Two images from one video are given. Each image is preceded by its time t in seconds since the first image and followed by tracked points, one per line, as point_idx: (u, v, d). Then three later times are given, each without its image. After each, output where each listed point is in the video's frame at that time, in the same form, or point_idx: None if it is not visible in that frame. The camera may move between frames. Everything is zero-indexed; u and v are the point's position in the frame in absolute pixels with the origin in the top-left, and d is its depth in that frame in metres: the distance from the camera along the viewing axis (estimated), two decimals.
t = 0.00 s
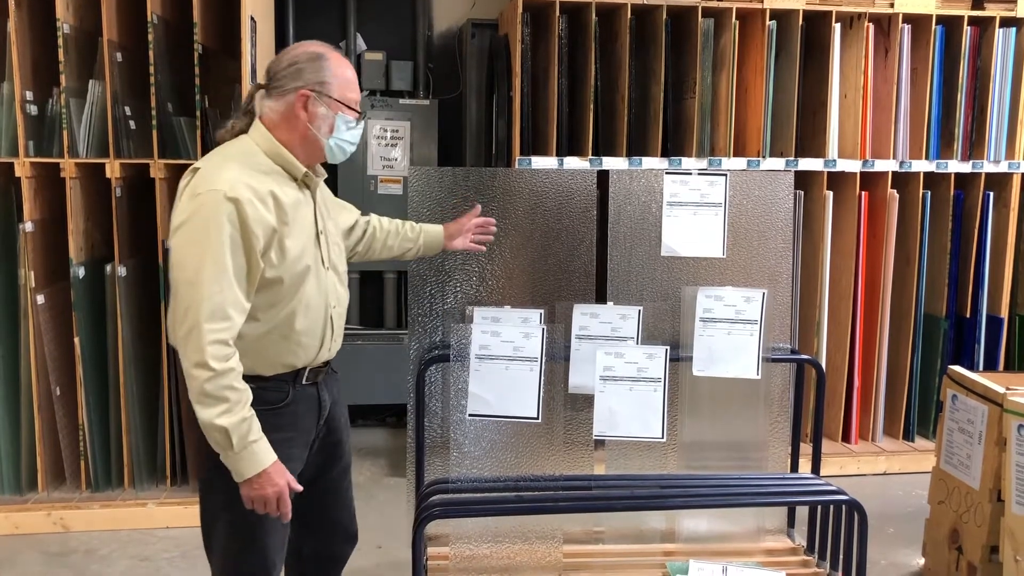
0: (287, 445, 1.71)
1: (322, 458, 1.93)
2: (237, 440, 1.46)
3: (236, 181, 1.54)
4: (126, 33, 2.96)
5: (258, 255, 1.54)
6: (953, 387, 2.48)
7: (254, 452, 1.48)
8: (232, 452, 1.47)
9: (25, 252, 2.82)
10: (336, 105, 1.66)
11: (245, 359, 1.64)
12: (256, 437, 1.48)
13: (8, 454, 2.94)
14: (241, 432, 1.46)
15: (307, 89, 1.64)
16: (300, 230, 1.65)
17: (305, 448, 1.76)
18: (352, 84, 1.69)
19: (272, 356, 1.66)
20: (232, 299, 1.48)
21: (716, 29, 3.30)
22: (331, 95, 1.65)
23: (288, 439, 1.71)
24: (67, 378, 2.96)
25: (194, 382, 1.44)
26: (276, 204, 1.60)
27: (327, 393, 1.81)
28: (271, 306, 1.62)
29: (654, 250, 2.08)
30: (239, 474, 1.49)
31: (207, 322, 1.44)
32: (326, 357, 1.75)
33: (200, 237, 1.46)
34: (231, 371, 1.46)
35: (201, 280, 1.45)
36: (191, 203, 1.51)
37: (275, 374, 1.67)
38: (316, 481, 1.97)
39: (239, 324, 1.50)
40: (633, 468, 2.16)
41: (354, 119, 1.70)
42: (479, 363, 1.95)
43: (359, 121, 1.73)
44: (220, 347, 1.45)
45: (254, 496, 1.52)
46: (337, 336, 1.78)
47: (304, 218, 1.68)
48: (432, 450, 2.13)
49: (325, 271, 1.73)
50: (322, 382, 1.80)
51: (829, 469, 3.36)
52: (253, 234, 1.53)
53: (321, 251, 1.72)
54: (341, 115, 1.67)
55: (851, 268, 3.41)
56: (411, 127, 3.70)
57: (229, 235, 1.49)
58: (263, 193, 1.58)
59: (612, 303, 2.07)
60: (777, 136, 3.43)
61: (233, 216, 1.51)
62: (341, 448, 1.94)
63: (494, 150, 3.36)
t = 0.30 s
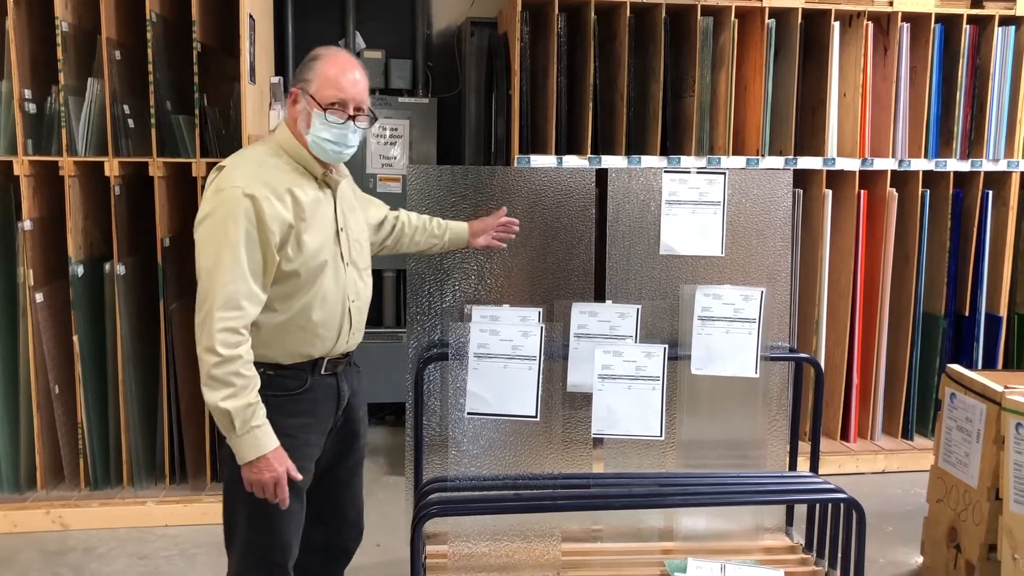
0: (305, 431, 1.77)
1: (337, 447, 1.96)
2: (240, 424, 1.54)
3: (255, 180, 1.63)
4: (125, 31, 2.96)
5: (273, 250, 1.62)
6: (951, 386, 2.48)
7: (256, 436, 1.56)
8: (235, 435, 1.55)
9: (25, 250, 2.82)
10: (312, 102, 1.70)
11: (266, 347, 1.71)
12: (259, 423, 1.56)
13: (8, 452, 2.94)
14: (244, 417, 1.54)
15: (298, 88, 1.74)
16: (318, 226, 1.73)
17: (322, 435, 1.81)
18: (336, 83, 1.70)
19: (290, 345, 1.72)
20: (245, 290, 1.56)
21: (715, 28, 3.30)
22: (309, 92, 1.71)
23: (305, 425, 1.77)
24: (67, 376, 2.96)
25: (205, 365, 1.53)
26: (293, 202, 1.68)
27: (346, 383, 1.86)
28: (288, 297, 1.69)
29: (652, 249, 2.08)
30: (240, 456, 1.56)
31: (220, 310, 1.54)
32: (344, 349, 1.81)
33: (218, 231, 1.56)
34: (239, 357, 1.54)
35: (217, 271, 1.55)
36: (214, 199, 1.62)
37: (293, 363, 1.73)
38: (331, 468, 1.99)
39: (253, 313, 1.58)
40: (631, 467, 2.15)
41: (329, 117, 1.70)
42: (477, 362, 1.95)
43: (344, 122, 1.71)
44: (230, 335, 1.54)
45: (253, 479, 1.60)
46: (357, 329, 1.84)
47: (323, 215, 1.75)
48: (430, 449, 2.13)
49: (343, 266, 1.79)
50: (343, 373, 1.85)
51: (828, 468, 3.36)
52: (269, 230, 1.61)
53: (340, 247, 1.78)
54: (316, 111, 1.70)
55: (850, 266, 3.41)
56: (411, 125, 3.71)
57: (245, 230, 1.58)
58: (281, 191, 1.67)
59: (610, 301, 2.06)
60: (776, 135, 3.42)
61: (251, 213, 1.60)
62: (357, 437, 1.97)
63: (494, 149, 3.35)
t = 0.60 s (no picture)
0: (303, 419, 1.77)
1: (337, 435, 1.97)
2: (248, 407, 1.56)
3: (261, 176, 1.64)
4: (124, 30, 2.97)
5: (277, 245, 1.63)
6: (950, 384, 2.49)
7: (265, 419, 1.58)
8: (245, 418, 1.57)
9: (24, 250, 2.83)
10: (320, 105, 1.71)
11: (268, 336, 1.71)
12: (266, 406, 1.58)
13: (7, 451, 2.95)
14: (252, 401, 1.56)
15: (308, 90, 1.74)
16: (322, 221, 1.73)
17: (322, 425, 1.81)
18: (345, 86, 1.70)
19: (292, 336, 1.73)
20: (249, 283, 1.58)
21: (714, 27, 3.30)
22: (319, 95, 1.71)
23: (305, 413, 1.77)
24: (66, 375, 2.97)
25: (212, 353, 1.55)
26: (298, 198, 1.69)
27: (348, 374, 1.86)
28: (291, 290, 1.70)
29: (651, 248, 2.09)
30: (251, 438, 1.58)
31: (225, 302, 1.55)
32: (346, 341, 1.81)
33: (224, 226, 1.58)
34: (244, 346, 1.55)
35: (223, 264, 1.57)
36: (222, 194, 1.63)
37: (294, 353, 1.74)
38: (330, 453, 1.99)
39: (257, 305, 1.60)
40: (630, 465, 2.14)
41: (336, 119, 1.70)
42: (476, 361, 1.95)
43: (349, 125, 1.71)
44: (235, 325, 1.55)
45: (264, 459, 1.62)
46: (360, 323, 1.84)
47: (327, 212, 1.75)
48: (429, 448, 2.13)
49: (347, 262, 1.79)
50: (345, 364, 1.85)
51: (827, 467, 3.36)
52: (273, 226, 1.62)
53: (344, 243, 1.78)
54: (324, 114, 1.71)
55: (849, 265, 3.41)
56: (410, 125, 3.71)
57: (249, 225, 1.59)
58: (286, 187, 1.67)
59: (609, 300, 2.06)
60: (775, 134, 3.43)
61: (255, 209, 1.61)
62: (359, 427, 1.98)
63: (493, 148, 3.35)
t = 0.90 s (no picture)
0: (306, 417, 1.77)
1: (339, 432, 1.98)
2: (238, 407, 1.56)
3: (262, 176, 1.64)
4: (124, 31, 2.97)
5: (278, 244, 1.63)
6: (950, 384, 2.48)
7: (252, 420, 1.57)
8: (233, 417, 1.57)
9: (24, 251, 2.83)
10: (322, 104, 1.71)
11: (268, 333, 1.71)
12: (255, 407, 1.58)
13: (7, 451, 2.94)
14: (242, 401, 1.56)
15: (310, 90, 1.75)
16: (323, 221, 1.73)
17: (324, 422, 1.81)
18: (346, 86, 1.70)
19: (292, 334, 1.72)
20: (248, 280, 1.58)
21: (714, 27, 3.30)
22: (320, 95, 1.71)
23: (306, 411, 1.77)
24: (66, 375, 2.97)
25: (208, 349, 1.55)
26: (299, 198, 1.69)
27: (350, 372, 1.86)
28: (291, 289, 1.70)
29: (650, 248, 2.09)
30: (236, 437, 1.58)
31: (225, 299, 1.55)
32: (346, 340, 1.81)
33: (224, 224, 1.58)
34: (241, 344, 1.55)
35: (222, 261, 1.57)
36: (224, 193, 1.64)
37: (295, 351, 1.73)
38: (330, 453, 2.00)
39: (256, 303, 1.60)
40: (631, 465, 2.15)
41: (337, 119, 1.70)
42: (475, 361, 1.95)
43: (350, 125, 1.71)
44: (234, 323, 1.55)
45: (247, 459, 1.61)
46: (360, 322, 1.84)
47: (328, 211, 1.75)
48: (429, 448, 2.13)
49: (347, 262, 1.79)
50: (346, 362, 1.85)
51: (827, 466, 3.36)
52: (273, 225, 1.62)
53: (344, 243, 1.78)
54: (325, 113, 1.71)
55: (849, 265, 3.41)
56: (410, 125, 3.71)
57: (250, 224, 1.60)
58: (288, 187, 1.67)
59: (609, 300, 2.06)
60: (775, 134, 3.42)
61: (256, 207, 1.61)
62: (360, 424, 1.98)
63: (493, 148, 3.35)
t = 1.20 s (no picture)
0: (311, 417, 1.77)
1: (343, 431, 1.98)
2: (251, 405, 1.56)
3: (268, 176, 1.65)
4: (126, 32, 2.97)
5: (284, 243, 1.63)
6: (952, 384, 2.48)
7: (266, 417, 1.57)
8: (247, 416, 1.57)
9: (25, 252, 2.83)
10: (328, 106, 1.71)
11: (273, 332, 1.71)
12: (269, 404, 1.58)
13: (9, 452, 2.94)
14: (255, 399, 1.56)
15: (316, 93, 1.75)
16: (328, 220, 1.73)
17: (329, 422, 1.82)
18: (351, 88, 1.70)
19: (297, 334, 1.72)
20: (257, 279, 1.58)
21: (714, 28, 3.30)
22: (326, 96, 1.72)
23: (311, 410, 1.77)
24: (68, 376, 2.97)
25: (218, 349, 1.55)
26: (304, 198, 1.69)
27: (355, 372, 1.87)
28: (297, 288, 1.70)
29: (653, 248, 2.09)
30: (251, 435, 1.58)
31: (234, 298, 1.55)
32: (351, 339, 1.81)
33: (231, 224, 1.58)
34: (251, 343, 1.55)
35: (230, 261, 1.57)
36: (229, 193, 1.63)
37: (300, 351, 1.73)
38: (334, 453, 2.00)
39: (264, 302, 1.60)
40: (633, 466, 2.17)
41: (343, 120, 1.70)
42: (477, 361, 1.95)
43: (356, 125, 1.71)
44: (243, 322, 1.55)
45: (262, 456, 1.62)
46: (365, 320, 1.84)
47: (333, 211, 1.75)
48: (431, 449, 2.13)
49: (352, 261, 1.79)
50: (350, 361, 1.85)
51: (829, 467, 3.36)
52: (280, 224, 1.62)
53: (349, 242, 1.79)
54: (331, 114, 1.71)
55: (850, 265, 3.41)
56: (411, 126, 3.71)
57: (257, 223, 1.60)
58: (293, 187, 1.67)
59: (611, 300, 2.07)
60: (777, 134, 3.42)
61: (262, 207, 1.61)
62: (364, 424, 1.98)
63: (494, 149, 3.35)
